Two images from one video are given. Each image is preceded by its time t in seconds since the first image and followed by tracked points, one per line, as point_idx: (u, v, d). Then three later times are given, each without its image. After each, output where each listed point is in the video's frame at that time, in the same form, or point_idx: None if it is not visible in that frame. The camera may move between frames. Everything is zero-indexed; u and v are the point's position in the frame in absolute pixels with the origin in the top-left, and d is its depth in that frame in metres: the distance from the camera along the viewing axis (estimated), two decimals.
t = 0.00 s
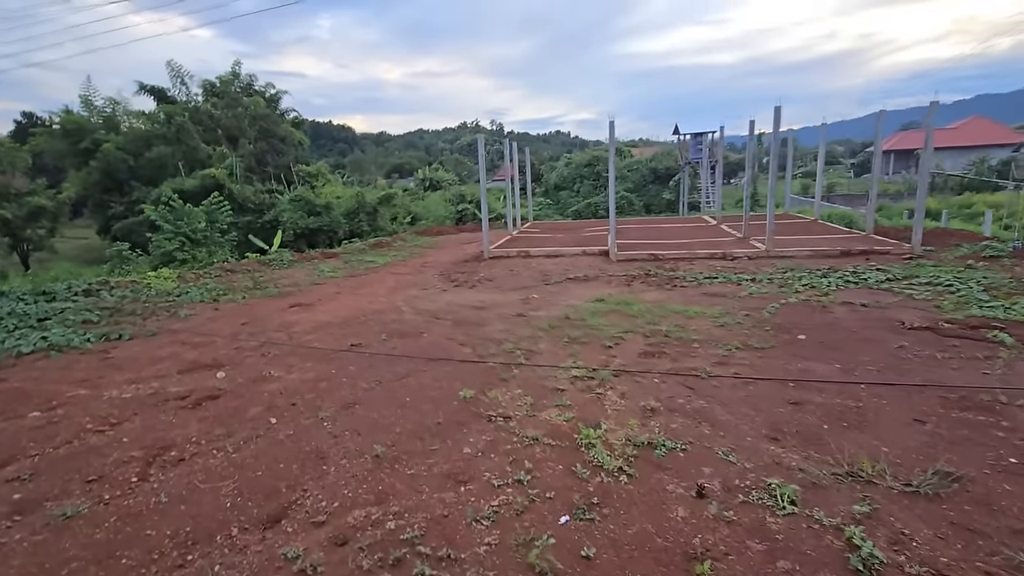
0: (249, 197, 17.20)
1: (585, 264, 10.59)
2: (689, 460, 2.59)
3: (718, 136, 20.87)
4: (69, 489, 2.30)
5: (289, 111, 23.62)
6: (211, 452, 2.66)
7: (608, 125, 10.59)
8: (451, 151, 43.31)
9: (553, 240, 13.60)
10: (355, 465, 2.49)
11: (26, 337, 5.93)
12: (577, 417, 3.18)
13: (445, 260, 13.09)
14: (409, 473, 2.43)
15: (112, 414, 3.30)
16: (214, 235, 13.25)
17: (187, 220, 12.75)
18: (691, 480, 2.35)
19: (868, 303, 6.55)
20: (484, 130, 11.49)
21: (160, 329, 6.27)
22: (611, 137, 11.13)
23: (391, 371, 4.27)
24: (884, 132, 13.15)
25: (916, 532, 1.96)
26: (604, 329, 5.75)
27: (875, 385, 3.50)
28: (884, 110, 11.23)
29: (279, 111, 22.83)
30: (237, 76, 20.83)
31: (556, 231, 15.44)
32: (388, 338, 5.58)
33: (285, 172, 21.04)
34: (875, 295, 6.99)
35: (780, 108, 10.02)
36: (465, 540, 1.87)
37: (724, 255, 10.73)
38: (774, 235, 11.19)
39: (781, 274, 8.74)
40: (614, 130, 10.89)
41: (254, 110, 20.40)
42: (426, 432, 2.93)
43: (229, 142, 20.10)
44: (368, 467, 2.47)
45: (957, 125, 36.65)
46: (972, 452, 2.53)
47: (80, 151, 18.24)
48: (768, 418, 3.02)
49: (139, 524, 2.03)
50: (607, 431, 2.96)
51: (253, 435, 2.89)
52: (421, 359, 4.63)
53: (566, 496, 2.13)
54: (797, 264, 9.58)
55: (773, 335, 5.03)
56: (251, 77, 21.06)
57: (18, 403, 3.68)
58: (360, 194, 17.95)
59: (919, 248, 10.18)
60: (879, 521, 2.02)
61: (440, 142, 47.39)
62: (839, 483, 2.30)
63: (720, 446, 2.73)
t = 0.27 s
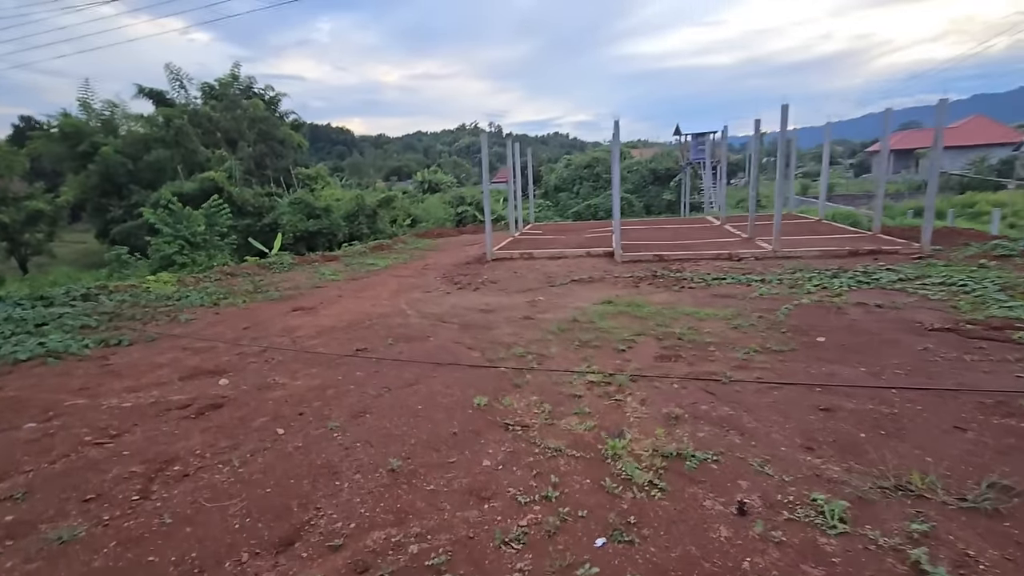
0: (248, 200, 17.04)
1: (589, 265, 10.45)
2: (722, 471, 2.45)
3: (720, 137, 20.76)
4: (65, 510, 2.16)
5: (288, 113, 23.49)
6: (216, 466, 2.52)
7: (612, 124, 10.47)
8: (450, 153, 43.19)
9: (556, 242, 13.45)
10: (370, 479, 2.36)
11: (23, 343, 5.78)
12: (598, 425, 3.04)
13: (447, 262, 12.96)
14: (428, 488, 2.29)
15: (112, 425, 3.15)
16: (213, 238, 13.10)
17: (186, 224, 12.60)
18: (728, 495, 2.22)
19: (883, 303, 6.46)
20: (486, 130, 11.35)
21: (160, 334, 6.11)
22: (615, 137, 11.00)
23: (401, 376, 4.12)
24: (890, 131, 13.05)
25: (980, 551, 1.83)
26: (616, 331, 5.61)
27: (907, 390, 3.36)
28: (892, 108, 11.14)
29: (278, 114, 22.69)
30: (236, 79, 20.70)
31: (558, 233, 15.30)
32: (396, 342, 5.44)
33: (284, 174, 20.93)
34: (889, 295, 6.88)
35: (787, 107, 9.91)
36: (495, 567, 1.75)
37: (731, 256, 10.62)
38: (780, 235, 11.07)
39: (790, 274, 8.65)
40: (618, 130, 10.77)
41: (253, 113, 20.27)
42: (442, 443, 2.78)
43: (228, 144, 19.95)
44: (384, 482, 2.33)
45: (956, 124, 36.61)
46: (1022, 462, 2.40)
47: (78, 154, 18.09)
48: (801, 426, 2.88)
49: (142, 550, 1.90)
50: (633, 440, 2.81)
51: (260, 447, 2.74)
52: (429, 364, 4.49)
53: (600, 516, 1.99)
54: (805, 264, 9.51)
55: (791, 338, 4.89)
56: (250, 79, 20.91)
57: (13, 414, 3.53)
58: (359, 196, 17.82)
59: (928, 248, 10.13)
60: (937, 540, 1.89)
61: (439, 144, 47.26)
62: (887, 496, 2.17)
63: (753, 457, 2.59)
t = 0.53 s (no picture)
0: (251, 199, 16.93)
1: (597, 266, 10.30)
2: (757, 487, 2.31)
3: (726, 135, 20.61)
4: (59, 530, 2.03)
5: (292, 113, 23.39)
6: (219, 480, 2.39)
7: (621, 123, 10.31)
8: (453, 153, 43.07)
9: (562, 241, 13.30)
10: (382, 496, 2.22)
11: (22, 346, 5.65)
12: (620, 435, 2.89)
13: (452, 262, 12.82)
14: (445, 506, 2.16)
15: (110, 434, 3.02)
16: (217, 238, 12.99)
17: (189, 223, 12.48)
18: (766, 515, 2.07)
19: (903, 304, 6.37)
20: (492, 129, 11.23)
21: (162, 336, 5.98)
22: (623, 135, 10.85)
23: (411, 382, 3.99)
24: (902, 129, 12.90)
25: None
26: (629, 334, 5.46)
27: (942, 398, 3.22)
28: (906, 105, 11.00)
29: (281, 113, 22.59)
30: (239, 78, 20.60)
31: (564, 233, 15.14)
32: (404, 346, 5.31)
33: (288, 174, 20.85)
34: (907, 297, 6.72)
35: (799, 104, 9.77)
36: None
37: (741, 257, 10.45)
38: (792, 235, 10.97)
39: (804, 275, 8.60)
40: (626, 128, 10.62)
41: (256, 112, 20.17)
42: (456, 454, 2.65)
43: (231, 144, 19.84)
44: (398, 499, 2.20)
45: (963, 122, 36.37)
46: None
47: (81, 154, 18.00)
48: (835, 437, 2.73)
49: None
50: (658, 452, 2.67)
51: (265, 459, 2.60)
52: (439, 369, 4.35)
53: (633, 541, 1.86)
54: (818, 264, 9.49)
55: (812, 341, 4.74)
56: (254, 79, 20.81)
57: (8, 422, 3.40)
58: (363, 196, 17.71)
59: (944, 246, 10.13)
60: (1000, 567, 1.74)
61: (441, 144, 47.13)
62: (938, 517, 2.02)
63: (787, 472, 2.45)
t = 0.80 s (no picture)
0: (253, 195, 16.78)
1: (605, 262, 10.11)
2: (796, 499, 2.14)
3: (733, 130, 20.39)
4: (44, 548, 1.87)
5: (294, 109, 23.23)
6: (217, 491, 2.23)
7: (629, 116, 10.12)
8: (455, 149, 42.87)
9: (568, 237, 13.13)
10: (393, 509, 2.06)
11: (18, 345, 5.50)
12: (643, 441, 2.71)
13: (457, 258, 12.64)
14: (461, 520, 2.00)
15: (104, 439, 2.86)
16: (218, 235, 12.85)
17: (191, 220, 12.33)
18: (812, 532, 1.91)
19: (925, 301, 6.27)
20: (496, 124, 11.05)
21: (162, 335, 5.83)
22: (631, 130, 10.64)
23: (419, 383, 3.82)
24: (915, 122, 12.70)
25: None
26: (643, 333, 5.28)
27: (983, 401, 3.06)
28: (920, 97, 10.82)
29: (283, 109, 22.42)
30: (240, 74, 20.42)
31: (570, 228, 14.95)
32: (412, 345, 5.14)
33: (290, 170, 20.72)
34: (927, 295, 6.54)
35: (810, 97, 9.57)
36: None
37: (751, 253, 10.25)
38: (804, 231, 10.84)
39: (818, 271, 8.49)
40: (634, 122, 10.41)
41: (257, 108, 20.00)
42: (470, 461, 2.48)
43: (233, 141, 19.68)
44: (409, 513, 2.04)
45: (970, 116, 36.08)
46: None
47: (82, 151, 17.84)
48: (874, 444, 2.57)
49: None
50: (685, 459, 2.50)
51: (266, 467, 2.44)
52: (448, 368, 4.20)
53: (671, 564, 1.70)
54: (833, 260, 9.40)
55: (835, 340, 4.58)
56: (255, 75, 20.63)
57: None
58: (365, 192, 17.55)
59: (960, 242, 10.04)
60: None
61: (444, 140, 46.93)
62: (1000, 536, 1.87)
63: (828, 483, 2.27)
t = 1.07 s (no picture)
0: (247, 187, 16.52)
1: (606, 257, 9.95)
2: (834, 517, 2.00)
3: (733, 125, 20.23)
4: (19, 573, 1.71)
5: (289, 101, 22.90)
6: (209, 505, 2.07)
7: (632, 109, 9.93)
8: (451, 142, 42.54)
9: (567, 232, 12.96)
10: (400, 528, 1.91)
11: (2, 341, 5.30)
12: (663, 450, 2.57)
13: (455, 253, 12.46)
14: (476, 542, 1.84)
15: (90, 445, 2.69)
16: (212, 227, 12.62)
17: (183, 212, 12.07)
18: (856, 557, 1.78)
19: (937, 300, 6.17)
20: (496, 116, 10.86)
21: (153, 331, 5.63)
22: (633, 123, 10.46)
23: (423, 385, 3.66)
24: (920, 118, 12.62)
25: None
26: (651, 331, 5.13)
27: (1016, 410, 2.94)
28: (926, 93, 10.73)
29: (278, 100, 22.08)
30: (234, 64, 20.07)
31: (569, 223, 14.78)
32: (414, 343, 4.98)
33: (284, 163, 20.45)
34: (938, 293, 6.44)
35: (816, 92, 9.42)
36: None
37: (754, 249, 10.12)
38: (808, 227, 10.72)
39: (824, 268, 8.37)
40: (637, 116, 10.23)
41: (252, 99, 19.68)
42: (481, 472, 2.32)
43: (227, 132, 19.34)
44: (419, 533, 1.88)
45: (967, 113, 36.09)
46: None
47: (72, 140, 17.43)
48: (909, 456, 2.44)
49: None
50: (709, 471, 2.36)
51: (262, 478, 2.28)
52: (452, 368, 4.04)
53: None
54: (838, 257, 9.30)
55: (851, 342, 4.45)
56: (249, 65, 20.28)
57: None
58: (361, 185, 17.34)
59: (966, 240, 9.97)
60: None
61: (440, 133, 46.58)
62: None
63: (864, 498, 2.14)
